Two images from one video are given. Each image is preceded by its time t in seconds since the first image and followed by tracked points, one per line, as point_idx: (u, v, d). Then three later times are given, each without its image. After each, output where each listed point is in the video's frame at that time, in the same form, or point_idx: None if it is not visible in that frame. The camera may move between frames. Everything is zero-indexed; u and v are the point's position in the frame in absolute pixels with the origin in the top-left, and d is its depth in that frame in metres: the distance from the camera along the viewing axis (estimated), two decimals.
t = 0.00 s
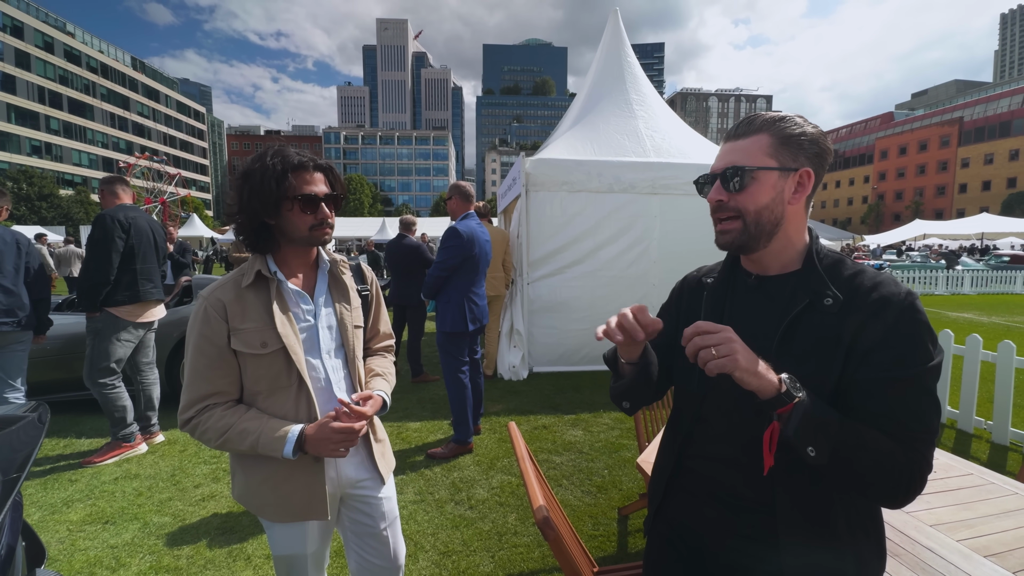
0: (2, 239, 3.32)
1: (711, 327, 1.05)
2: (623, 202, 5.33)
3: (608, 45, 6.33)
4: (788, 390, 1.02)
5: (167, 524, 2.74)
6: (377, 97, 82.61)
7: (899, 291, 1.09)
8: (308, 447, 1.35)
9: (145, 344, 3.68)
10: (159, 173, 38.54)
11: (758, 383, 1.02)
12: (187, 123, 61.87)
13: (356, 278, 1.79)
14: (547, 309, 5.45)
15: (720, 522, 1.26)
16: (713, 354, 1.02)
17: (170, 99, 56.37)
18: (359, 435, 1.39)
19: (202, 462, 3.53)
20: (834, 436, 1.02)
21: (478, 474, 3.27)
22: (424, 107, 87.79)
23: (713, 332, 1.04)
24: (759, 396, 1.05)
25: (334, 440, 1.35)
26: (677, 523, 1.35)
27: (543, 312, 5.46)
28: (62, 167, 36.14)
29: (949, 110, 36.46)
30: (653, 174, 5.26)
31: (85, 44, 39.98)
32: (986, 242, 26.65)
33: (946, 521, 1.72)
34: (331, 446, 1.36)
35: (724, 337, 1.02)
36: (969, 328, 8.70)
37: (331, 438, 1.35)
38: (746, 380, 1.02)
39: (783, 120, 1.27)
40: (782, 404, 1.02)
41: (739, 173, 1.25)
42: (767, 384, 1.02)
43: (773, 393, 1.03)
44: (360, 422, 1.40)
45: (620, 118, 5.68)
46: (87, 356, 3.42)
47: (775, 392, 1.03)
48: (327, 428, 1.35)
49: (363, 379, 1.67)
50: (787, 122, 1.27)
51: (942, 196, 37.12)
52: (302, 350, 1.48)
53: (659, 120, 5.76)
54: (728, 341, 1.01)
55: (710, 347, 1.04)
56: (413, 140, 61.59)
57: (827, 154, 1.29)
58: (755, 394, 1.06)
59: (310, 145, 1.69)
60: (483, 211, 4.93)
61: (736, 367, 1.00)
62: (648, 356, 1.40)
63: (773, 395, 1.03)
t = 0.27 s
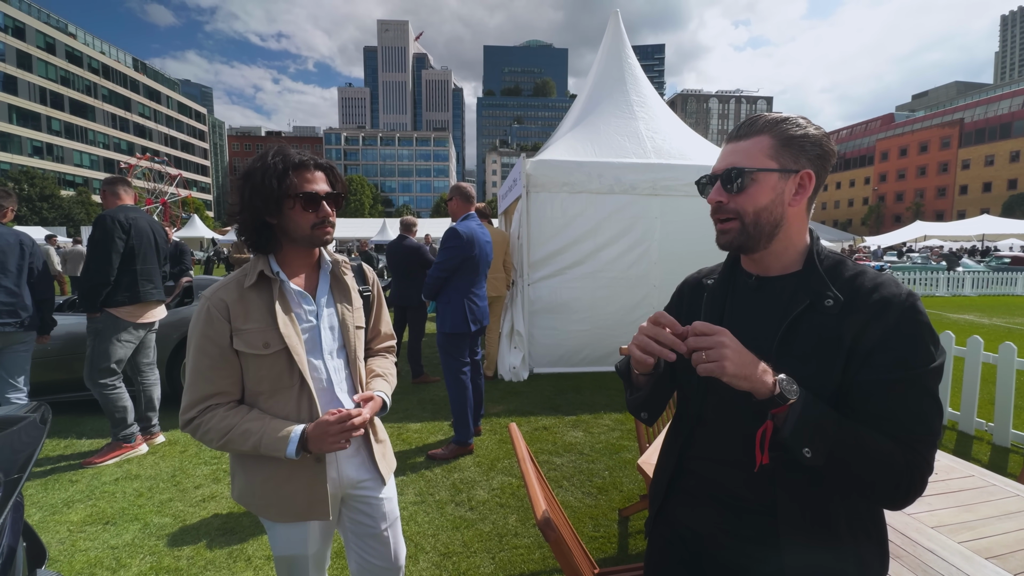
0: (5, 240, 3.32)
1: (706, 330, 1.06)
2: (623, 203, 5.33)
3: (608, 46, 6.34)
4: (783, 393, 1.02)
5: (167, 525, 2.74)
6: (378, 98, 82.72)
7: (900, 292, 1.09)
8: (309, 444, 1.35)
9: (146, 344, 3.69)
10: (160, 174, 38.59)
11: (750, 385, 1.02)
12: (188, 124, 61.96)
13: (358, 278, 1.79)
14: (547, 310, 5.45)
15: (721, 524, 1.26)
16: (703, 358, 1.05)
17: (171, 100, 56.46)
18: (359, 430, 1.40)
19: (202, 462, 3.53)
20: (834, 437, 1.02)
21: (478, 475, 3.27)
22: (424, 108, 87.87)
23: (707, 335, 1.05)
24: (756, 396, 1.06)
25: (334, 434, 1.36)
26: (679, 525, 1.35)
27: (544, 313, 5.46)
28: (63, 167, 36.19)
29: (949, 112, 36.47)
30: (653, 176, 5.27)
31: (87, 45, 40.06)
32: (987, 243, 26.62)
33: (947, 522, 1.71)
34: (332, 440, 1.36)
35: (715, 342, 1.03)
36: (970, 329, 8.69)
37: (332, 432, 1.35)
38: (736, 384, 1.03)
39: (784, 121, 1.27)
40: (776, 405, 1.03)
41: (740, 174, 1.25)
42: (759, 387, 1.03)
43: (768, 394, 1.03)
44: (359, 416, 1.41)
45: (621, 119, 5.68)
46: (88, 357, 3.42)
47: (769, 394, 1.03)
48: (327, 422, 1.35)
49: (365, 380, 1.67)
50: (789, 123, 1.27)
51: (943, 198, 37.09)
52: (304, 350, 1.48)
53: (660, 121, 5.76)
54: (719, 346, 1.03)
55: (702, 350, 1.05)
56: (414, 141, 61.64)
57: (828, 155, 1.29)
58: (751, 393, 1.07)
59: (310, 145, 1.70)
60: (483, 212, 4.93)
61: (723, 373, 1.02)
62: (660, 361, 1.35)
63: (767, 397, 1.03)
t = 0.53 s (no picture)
0: (6, 240, 3.32)
1: (706, 332, 1.05)
2: (624, 203, 5.33)
3: (609, 46, 6.33)
4: (784, 392, 1.02)
5: (167, 524, 2.74)
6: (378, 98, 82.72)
7: (900, 292, 1.09)
8: (307, 448, 1.35)
9: (146, 344, 3.69)
10: (160, 173, 38.59)
11: (751, 385, 1.03)
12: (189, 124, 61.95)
13: (357, 278, 1.79)
14: (547, 310, 5.45)
15: (721, 524, 1.26)
16: (704, 360, 1.04)
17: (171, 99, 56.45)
18: (357, 439, 1.40)
19: (202, 462, 3.53)
20: (835, 437, 1.02)
21: (478, 475, 3.27)
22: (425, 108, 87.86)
23: (707, 337, 1.05)
24: (756, 396, 1.06)
25: (332, 440, 1.35)
26: (679, 525, 1.35)
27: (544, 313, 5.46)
28: (64, 167, 36.19)
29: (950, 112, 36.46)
30: (653, 175, 5.26)
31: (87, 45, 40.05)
32: (987, 243, 26.60)
33: (947, 522, 1.71)
34: (329, 447, 1.36)
35: (716, 343, 1.03)
36: (970, 330, 8.69)
37: (329, 439, 1.35)
38: (738, 384, 1.03)
39: (783, 121, 1.27)
40: (777, 405, 1.02)
41: (741, 176, 1.25)
42: (760, 387, 1.03)
43: (769, 394, 1.03)
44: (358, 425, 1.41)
45: (621, 119, 5.68)
46: (88, 356, 3.42)
47: (770, 393, 1.03)
48: (325, 428, 1.35)
49: (365, 379, 1.67)
50: (789, 123, 1.27)
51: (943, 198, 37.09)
52: (303, 350, 1.48)
53: (660, 121, 5.76)
54: (719, 347, 1.02)
55: (703, 352, 1.05)
56: (414, 141, 61.63)
57: (828, 155, 1.29)
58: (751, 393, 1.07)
59: (309, 145, 1.69)
60: (484, 212, 4.93)
61: (726, 373, 1.01)
62: (658, 357, 1.35)
63: (768, 396, 1.03)
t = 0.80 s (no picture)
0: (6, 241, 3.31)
1: (711, 334, 1.04)
2: (623, 204, 5.33)
3: (608, 47, 6.34)
4: (786, 395, 1.02)
5: (166, 525, 2.74)
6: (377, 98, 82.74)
7: (901, 293, 1.09)
8: (305, 450, 1.35)
9: (146, 345, 3.68)
10: (159, 174, 38.59)
11: (754, 388, 1.02)
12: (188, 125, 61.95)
13: (357, 279, 1.78)
14: (547, 311, 5.45)
15: (722, 526, 1.25)
16: (711, 362, 1.03)
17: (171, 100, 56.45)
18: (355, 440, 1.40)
19: (202, 463, 3.52)
20: (835, 438, 1.02)
21: (478, 476, 3.27)
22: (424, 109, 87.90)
23: (712, 339, 1.04)
24: (758, 400, 1.05)
25: (330, 441, 1.35)
26: (679, 526, 1.35)
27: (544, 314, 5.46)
28: (63, 168, 36.18)
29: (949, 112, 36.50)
30: (653, 176, 5.27)
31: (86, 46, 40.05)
32: (986, 243, 26.60)
33: (948, 523, 1.71)
34: (327, 448, 1.35)
35: (722, 344, 1.02)
36: (970, 330, 8.69)
37: (328, 440, 1.35)
38: (743, 386, 1.03)
39: (783, 122, 1.27)
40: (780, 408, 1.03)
41: (747, 179, 1.24)
42: (764, 390, 1.03)
43: (771, 397, 1.03)
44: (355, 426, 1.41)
45: (621, 119, 5.68)
46: (88, 357, 3.41)
47: (772, 396, 1.03)
48: (323, 429, 1.35)
49: (364, 381, 1.67)
50: (788, 124, 1.27)
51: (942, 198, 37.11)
52: (302, 352, 1.48)
53: (660, 122, 5.76)
54: (726, 348, 1.02)
55: (708, 354, 1.04)
56: (414, 142, 61.65)
57: (826, 156, 1.29)
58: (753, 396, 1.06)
59: (308, 145, 1.69)
60: (484, 212, 4.93)
61: (733, 375, 1.01)
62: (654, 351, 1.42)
63: (770, 399, 1.03)
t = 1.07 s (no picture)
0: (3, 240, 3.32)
1: (711, 336, 1.04)
2: (623, 204, 5.33)
3: (608, 47, 6.34)
4: (786, 396, 1.02)
5: (166, 526, 2.74)
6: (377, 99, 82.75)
7: (901, 294, 1.09)
8: (305, 451, 1.35)
9: (145, 345, 3.68)
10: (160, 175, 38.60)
11: (755, 389, 1.02)
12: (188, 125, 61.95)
13: (356, 279, 1.78)
14: (547, 311, 5.45)
15: (723, 527, 1.25)
16: (711, 362, 1.03)
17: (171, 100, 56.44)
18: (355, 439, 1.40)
19: (201, 463, 3.52)
20: (836, 440, 1.02)
21: (478, 476, 3.27)
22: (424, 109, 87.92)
23: (712, 340, 1.04)
24: (758, 401, 1.05)
25: (330, 442, 1.35)
26: (680, 527, 1.35)
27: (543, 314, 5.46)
28: (63, 168, 36.18)
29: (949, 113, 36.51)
30: (653, 176, 5.26)
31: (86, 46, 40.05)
32: (986, 244, 26.59)
33: (949, 524, 1.71)
34: (327, 449, 1.35)
35: (722, 345, 1.02)
36: (970, 330, 8.69)
37: (327, 441, 1.35)
38: (744, 387, 1.02)
39: (784, 123, 1.26)
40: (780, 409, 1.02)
41: (746, 179, 1.24)
42: (764, 390, 1.02)
43: (772, 398, 1.03)
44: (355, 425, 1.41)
45: (621, 120, 5.68)
46: (88, 357, 3.41)
47: (773, 397, 1.03)
48: (323, 430, 1.35)
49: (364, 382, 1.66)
50: (789, 124, 1.27)
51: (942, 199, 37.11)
52: (301, 352, 1.47)
53: (660, 122, 5.76)
54: (725, 348, 1.01)
55: (708, 355, 1.04)
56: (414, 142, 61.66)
57: (826, 156, 1.29)
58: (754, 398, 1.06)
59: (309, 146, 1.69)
60: (484, 212, 4.93)
61: (733, 375, 1.01)
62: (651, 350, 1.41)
63: (770, 400, 1.03)
